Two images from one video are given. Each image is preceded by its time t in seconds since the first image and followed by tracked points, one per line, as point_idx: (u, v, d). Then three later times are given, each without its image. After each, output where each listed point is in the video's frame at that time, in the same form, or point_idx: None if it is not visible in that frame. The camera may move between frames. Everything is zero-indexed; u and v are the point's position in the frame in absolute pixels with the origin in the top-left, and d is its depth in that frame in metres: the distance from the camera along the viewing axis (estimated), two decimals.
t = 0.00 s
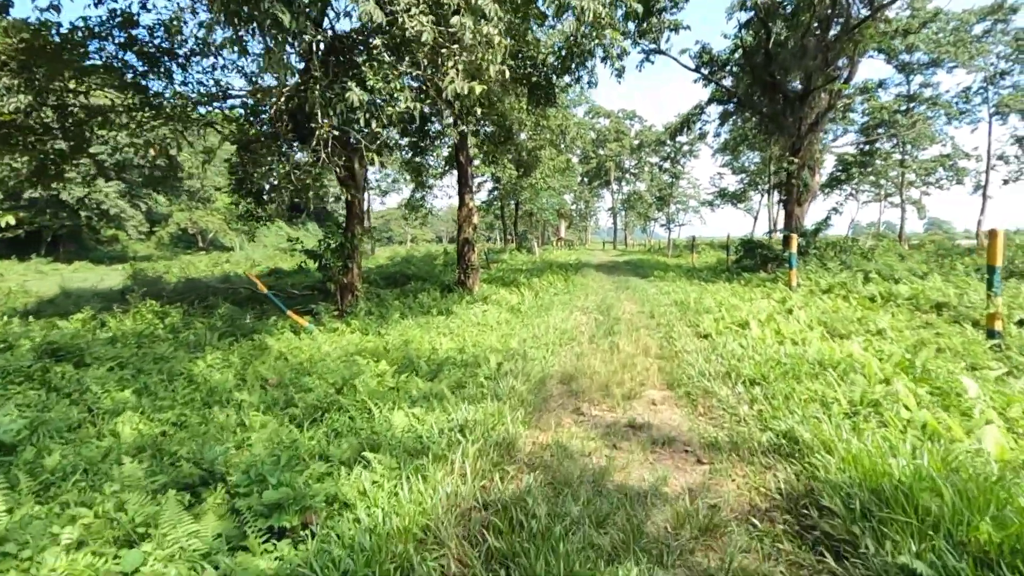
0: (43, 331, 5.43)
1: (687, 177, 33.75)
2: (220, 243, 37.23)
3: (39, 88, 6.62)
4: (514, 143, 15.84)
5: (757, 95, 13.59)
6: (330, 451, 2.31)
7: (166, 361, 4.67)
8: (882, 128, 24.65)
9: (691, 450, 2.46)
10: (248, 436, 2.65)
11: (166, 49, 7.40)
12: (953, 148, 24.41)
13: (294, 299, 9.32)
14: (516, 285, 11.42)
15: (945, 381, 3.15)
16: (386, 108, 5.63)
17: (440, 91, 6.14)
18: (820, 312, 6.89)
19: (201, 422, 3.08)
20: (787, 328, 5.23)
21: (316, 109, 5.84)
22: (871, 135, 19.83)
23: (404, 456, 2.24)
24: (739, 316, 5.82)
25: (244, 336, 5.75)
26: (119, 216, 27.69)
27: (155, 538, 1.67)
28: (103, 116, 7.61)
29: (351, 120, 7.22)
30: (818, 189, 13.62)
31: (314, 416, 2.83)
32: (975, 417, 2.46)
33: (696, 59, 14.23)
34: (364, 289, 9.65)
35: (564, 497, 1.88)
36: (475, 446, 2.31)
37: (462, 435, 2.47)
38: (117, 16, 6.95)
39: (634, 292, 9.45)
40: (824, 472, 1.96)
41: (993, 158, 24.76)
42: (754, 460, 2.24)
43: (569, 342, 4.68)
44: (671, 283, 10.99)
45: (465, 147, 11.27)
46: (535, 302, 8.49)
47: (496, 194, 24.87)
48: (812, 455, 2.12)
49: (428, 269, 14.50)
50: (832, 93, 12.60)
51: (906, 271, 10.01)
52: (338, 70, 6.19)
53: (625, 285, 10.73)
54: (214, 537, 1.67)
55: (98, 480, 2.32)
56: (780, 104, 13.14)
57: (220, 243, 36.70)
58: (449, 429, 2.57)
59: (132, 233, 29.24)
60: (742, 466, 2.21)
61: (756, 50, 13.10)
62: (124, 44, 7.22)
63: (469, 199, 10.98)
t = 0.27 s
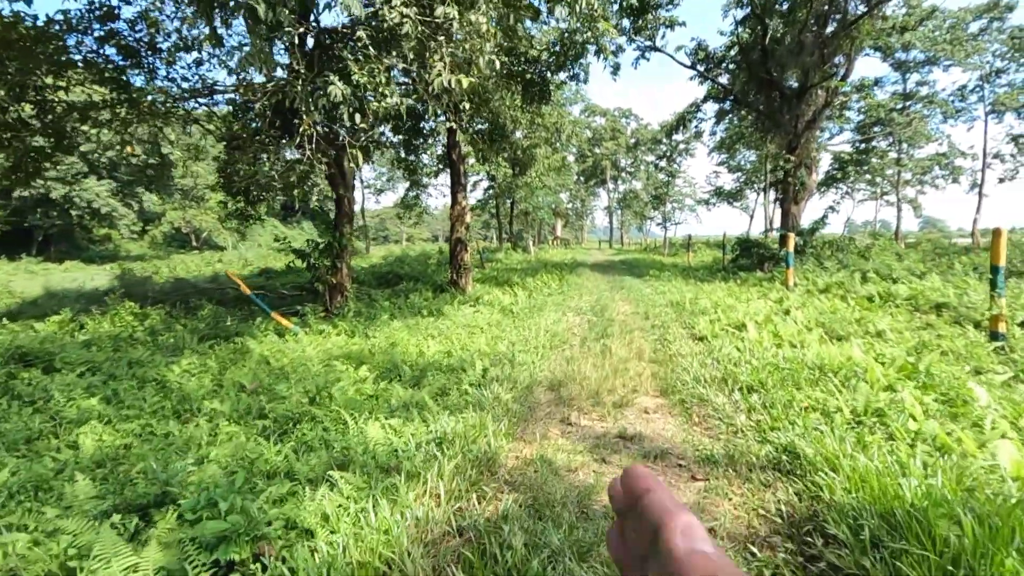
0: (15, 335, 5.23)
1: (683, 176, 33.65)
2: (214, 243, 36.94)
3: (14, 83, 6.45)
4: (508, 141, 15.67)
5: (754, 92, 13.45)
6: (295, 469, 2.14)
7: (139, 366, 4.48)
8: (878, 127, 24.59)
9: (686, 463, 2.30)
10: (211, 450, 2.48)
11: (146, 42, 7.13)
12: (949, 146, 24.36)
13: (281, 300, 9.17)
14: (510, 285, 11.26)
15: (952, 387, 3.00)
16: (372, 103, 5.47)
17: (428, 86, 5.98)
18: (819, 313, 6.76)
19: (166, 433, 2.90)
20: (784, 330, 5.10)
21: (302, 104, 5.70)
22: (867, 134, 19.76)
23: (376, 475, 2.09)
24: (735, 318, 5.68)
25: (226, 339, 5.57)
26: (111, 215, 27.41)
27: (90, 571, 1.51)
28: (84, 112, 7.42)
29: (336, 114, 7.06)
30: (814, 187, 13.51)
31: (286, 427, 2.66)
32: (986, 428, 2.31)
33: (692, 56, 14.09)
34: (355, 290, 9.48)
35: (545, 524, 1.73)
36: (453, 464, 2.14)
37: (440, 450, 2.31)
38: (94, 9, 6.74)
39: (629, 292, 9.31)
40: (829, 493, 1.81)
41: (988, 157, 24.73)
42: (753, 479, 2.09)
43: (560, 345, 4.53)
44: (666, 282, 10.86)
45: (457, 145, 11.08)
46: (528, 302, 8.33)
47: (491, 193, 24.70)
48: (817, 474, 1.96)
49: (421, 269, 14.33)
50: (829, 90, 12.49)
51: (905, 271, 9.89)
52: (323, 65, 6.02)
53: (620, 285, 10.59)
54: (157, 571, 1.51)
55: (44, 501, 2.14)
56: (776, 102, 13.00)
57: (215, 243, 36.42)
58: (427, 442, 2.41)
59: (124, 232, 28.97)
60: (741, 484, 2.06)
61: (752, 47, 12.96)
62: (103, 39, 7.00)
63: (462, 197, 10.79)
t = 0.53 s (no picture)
0: None
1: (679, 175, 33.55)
2: (207, 241, 36.57)
3: None
4: (503, 139, 15.50)
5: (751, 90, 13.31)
6: (265, 492, 1.98)
7: (115, 372, 4.29)
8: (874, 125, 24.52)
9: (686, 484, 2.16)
10: (177, 469, 2.30)
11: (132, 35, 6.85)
12: (945, 144, 24.31)
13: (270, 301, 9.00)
14: (504, 285, 11.11)
15: (964, 397, 2.86)
16: (360, 99, 5.29)
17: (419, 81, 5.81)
18: (818, 315, 6.64)
19: (134, 448, 2.72)
20: (784, 333, 4.96)
21: (288, 99, 5.53)
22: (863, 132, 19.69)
23: (351, 499, 1.92)
24: (734, 320, 5.54)
25: (210, 343, 5.39)
26: (101, 214, 27.06)
27: None
28: (67, 108, 7.20)
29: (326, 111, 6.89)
30: (812, 186, 13.39)
31: (259, 443, 2.50)
32: (1007, 444, 2.16)
33: (689, 53, 13.94)
34: (346, 290, 9.30)
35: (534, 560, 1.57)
36: (435, 487, 1.99)
37: (422, 470, 2.15)
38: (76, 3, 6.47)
39: (625, 292, 9.17)
40: (843, 523, 1.66)
41: (984, 155, 24.70)
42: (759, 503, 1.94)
43: (554, 350, 4.37)
44: (662, 282, 10.72)
45: (451, 142, 10.91)
46: (523, 303, 8.18)
47: (487, 191, 24.53)
48: (827, 499, 1.82)
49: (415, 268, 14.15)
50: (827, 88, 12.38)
51: (904, 271, 9.79)
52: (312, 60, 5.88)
53: (616, 284, 10.45)
54: None
55: None
56: (774, 99, 12.87)
57: (207, 241, 36.04)
58: (409, 460, 2.25)
59: (116, 231, 28.66)
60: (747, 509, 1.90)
61: (749, 44, 12.83)
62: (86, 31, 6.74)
63: (455, 196, 10.63)
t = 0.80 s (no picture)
0: None
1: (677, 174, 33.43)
2: (201, 242, 36.26)
3: None
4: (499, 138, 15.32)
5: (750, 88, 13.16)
6: (231, 516, 1.80)
7: (91, 378, 4.09)
8: (873, 125, 24.42)
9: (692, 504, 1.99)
10: (140, 488, 2.12)
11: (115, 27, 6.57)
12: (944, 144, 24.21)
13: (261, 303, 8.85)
14: (501, 286, 10.92)
15: (985, 405, 2.69)
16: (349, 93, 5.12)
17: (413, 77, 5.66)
18: (822, 316, 6.47)
19: (99, 462, 2.53)
20: (789, 335, 4.79)
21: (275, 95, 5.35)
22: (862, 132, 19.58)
23: (326, 524, 1.75)
24: (737, 322, 5.37)
25: (194, 347, 5.20)
26: (94, 214, 26.77)
27: None
28: (50, 104, 7.00)
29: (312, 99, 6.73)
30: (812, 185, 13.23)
31: (230, 457, 2.32)
32: None
33: (687, 50, 13.78)
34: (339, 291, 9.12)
35: None
36: (415, 510, 1.83)
37: (405, 490, 1.97)
38: None
39: (624, 293, 8.99)
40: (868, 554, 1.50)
41: (983, 154, 24.62)
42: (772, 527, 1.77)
43: (551, 354, 4.19)
44: (661, 282, 10.57)
45: (446, 141, 10.73)
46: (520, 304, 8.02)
47: (484, 191, 24.36)
48: (849, 525, 1.65)
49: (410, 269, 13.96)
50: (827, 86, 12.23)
51: (906, 271, 9.64)
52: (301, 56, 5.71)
53: (614, 285, 10.29)
54: None
55: None
56: (773, 97, 12.72)
57: (202, 242, 35.74)
58: (392, 477, 2.07)
59: (110, 231, 28.42)
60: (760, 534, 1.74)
61: (749, 42, 12.68)
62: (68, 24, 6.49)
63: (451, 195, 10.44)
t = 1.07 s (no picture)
0: None
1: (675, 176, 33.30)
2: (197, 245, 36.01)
3: None
4: (496, 139, 15.14)
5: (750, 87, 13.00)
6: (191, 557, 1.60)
7: (65, 389, 3.88)
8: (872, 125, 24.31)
9: (707, 537, 1.79)
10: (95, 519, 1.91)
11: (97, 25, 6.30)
12: (944, 144, 24.10)
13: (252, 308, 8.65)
14: (498, 289, 10.72)
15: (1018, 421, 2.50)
16: (339, 90, 4.93)
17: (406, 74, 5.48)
18: (828, 320, 6.28)
19: (57, 487, 2.32)
20: (798, 341, 4.60)
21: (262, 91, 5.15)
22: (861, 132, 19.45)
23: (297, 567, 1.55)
24: (742, 327, 5.18)
25: (178, 354, 4.99)
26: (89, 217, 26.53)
27: None
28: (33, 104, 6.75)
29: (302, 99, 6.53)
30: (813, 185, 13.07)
31: (198, 484, 2.11)
32: None
33: (687, 50, 13.61)
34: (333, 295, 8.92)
35: None
36: (399, 550, 1.63)
37: (388, 525, 1.77)
38: None
39: (624, 296, 8.80)
40: None
41: (983, 155, 24.52)
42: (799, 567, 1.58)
43: (550, 362, 3.99)
44: (662, 285, 10.38)
45: (442, 142, 10.54)
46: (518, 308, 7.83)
47: (481, 193, 24.17)
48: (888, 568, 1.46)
49: (406, 271, 13.75)
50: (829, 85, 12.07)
51: (911, 272, 9.47)
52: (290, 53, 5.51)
53: (613, 288, 10.11)
54: None
55: None
56: (774, 96, 12.56)
57: (198, 244, 35.50)
58: (374, 508, 1.87)
59: (104, 234, 28.13)
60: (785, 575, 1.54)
61: (749, 40, 12.52)
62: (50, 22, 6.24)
63: (447, 197, 10.24)
